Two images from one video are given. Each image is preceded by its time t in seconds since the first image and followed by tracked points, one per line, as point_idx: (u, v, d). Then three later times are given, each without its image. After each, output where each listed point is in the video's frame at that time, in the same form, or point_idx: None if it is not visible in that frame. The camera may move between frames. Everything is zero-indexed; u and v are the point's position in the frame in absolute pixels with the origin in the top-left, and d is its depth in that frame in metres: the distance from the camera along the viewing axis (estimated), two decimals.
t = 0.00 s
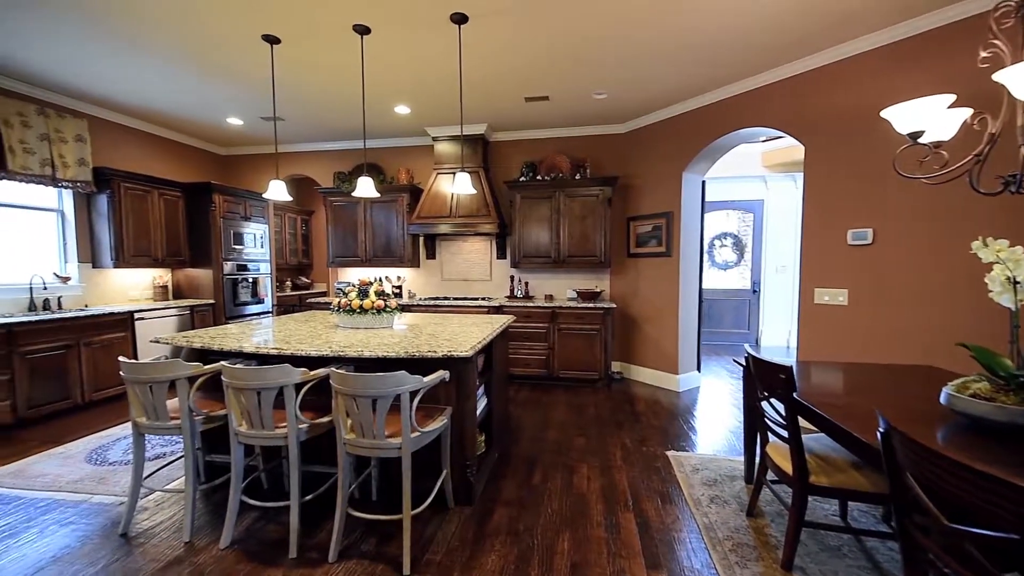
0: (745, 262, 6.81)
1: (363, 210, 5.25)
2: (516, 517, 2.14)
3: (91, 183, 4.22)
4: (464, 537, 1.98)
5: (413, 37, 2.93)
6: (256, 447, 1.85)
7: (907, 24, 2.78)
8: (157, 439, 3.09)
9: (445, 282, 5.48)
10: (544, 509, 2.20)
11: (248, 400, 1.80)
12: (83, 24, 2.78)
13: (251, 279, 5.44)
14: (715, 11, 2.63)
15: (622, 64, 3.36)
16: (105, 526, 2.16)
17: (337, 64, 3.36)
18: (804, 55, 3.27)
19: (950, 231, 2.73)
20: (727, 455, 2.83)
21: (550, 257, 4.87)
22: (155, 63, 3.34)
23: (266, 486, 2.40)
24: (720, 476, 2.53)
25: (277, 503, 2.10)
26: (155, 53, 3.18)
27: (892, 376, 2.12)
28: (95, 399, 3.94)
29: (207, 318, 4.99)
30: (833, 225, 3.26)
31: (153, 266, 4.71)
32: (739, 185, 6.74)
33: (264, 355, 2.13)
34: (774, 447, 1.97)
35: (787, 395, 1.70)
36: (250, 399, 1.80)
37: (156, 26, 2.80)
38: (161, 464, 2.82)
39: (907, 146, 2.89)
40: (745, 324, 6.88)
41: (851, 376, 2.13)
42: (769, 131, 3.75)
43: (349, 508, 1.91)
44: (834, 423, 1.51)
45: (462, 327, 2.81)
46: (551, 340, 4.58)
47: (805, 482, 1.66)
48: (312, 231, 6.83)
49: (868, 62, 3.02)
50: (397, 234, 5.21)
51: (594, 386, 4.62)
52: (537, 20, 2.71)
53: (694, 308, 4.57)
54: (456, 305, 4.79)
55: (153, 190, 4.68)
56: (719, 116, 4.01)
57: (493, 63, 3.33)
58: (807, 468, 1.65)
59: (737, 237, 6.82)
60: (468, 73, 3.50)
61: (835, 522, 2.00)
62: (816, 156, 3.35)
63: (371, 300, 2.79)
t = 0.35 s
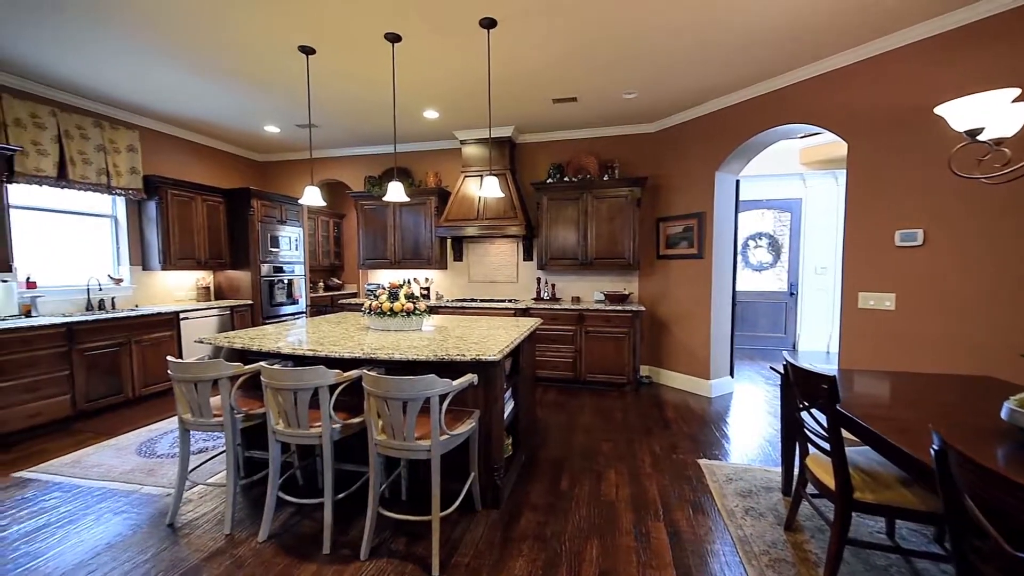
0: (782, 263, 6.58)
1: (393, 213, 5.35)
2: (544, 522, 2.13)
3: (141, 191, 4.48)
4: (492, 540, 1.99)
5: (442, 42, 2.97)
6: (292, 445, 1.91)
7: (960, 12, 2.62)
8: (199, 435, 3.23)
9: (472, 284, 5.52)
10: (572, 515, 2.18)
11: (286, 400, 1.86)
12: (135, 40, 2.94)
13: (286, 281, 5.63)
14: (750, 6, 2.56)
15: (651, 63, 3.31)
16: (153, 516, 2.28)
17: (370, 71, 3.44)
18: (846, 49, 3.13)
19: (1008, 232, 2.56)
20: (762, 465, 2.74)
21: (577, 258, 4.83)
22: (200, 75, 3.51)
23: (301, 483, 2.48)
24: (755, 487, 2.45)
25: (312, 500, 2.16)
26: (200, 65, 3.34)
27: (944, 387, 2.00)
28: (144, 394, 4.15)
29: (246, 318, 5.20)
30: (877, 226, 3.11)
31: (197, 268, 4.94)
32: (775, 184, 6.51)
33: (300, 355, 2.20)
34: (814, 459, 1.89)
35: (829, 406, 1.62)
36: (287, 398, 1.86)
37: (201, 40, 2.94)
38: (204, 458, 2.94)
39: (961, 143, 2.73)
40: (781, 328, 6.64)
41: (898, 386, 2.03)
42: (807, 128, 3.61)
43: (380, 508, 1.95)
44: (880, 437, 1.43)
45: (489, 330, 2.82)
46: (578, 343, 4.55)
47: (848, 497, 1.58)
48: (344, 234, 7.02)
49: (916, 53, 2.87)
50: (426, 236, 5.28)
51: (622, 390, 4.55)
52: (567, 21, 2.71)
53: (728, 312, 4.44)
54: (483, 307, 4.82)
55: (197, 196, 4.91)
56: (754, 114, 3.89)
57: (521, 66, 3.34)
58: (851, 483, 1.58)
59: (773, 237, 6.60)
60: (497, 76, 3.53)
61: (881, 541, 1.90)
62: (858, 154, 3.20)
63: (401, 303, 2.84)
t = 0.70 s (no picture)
0: (821, 264, 6.32)
1: (421, 215, 5.43)
2: (572, 527, 2.11)
3: (185, 197, 4.71)
4: (519, 543, 1.98)
5: (471, 47, 2.99)
6: (325, 444, 1.96)
7: None
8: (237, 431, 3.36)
9: (498, 285, 5.54)
10: (600, 522, 2.16)
11: (319, 400, 1.91)
12: (183, 54, 3.09)
13: (319, 282, 5.80)
14: None
15: (683, 61, 3.24)
16: (196, 508, 2.38)
17: (401, 78, 3.51)
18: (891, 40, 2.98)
19: None
20: (800, 477, 2.63)
21: (605, 260, 4.78)
22: (241, 85, 3.66)
23: (334, 480, 2.53)
24: (793, 499, 2.35)
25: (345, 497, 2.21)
26: (241, 76, 3.48)
27: (1003, 399, 1.87)
28: (188, 389, 4.35)
29: (281, 318, 5.38)
30: (927, 226, 2.95)
31: (236, 270, 5.14)
32: (815, 181, 6.25)
33: (333, 356, 2.25)
34: (857, 473, 1.80)
35: (874, 418, 1.54)
36: (321, 398, 1.91)
37: (243, 52, 3.06)
38: (243, 453, 3.06)
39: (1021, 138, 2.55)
40: (820, 332, 6.37)
41: (950, 397, 1.91)
42: (850, 124, 3.46)
43: (409, 508, 1.97)
44: (930, 452, 1.35)
45: (517, 333, 2.82)
46: (605, 346, 4.49)
47: (896, 514, 1.50)
48: (374, 236, 7.17)
49: (970, 43, 2.70)
50: (453, 238, 5.34)
51: (651, 394, 4.47)
52: (597, 23, 2.69)
53: (762, 316, 4.30)
54: (509, 309, 4.83)
55: (237, 201, 5.12)
56: (791, 111, 3.75)
57: (550, 68, 3.33)
58: (898, 500, 1.50)
59: (811, 237, 6.34)
60: (526, 79, 3.53)
61: (931, 561, 1.80)
62: (906, 151, 3.04)
63: (430, 305, 2.87)
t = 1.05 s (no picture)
0: (864, 265, 6.03)
1: (448, 217, 5.48)
2: (599, 533, 2.09)
3: (225, 202, 4.92)
4: (546, 548, 1.97)
5: (498, 50, 3.01)
6: (356, 443, 2.00)
7: None
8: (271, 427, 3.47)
9: (524, 287, 5.54)
10: (628, 529, 2.12)
11: (350, 400, 1.96)
12: (224, 67, 3.25)
13: (349, 283, 5.95)
14: None
15: (714, 58, 3.16)
16: (234, 501, 2.48)
17: (429, 83, 3.56)
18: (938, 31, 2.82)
19: None
20: (841, 490, 2.51)
21: (632, 261, 4.71)
22: (277, 94, 3.79)
23: (364, 478, 2.59)
24: (833, 513, 2.25)
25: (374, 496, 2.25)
26: (276, 86, 3.61)
27: None
28: (227, 385, 4.53)
29: (314, 318, 5.54)
30: (980, 226, 2.77)
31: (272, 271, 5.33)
32: (857, 178, 5.97)
33: (363, 358, 2.30)
34: (903, 489, 1.71)
35: (924, 433, 1.46)
36: (351, 399, 1.96)
37: (279, 62, 3.18)
38: (277, 449, 3.17)
39: None
40: (863, 337, 6.09)
41: (1009, 410, 1.78)
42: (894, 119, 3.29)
43: (437, 508, 1.99)
44: (985, 470, 1.27)
45: (543, 336, 2.80)
46: (633, 349, 4.42)
47: (948, 535, 1.42)
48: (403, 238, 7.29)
49: None
50: (479, 239, 5.37)
51: (680, 399, 4.37)
52: (624, 22, 2.66)
53: (799, 320, 4.14)
54: (535, 310, 4.82)
55: (273, 205, 5.31)
56: (830, 107, 3.60)
57: (577, 69, 3.32)
58: (950, 519, 1.42)
59: (853, 237, 6.06)
60: (553, 80, 3.52)
61: None
62: (956, 146, 2.87)
63: (456, 308, 2.89)
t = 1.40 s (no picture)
0: (911, 266, 5.71)
1: (475, 219, 5.52)
2: (627, 541, 2.05)
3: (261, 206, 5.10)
4: (573, 554, 1.95)
5: (523, 53, 3.00)
6: (384, 442, 2.04)
7: None
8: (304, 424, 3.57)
9: (551, 288, 5.52)
10: (657, 538, 2.07)
11: (378, 401, 1.99)
12: (259, 78, 3.37)
13: (378, 284, 6.06)
14: None
15: (746, 54, 3.06)
16: (269, 495, 2.56)
17: (456, 87, 3.59)
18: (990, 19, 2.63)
19: None
20: (886, 504, 2.38)
21: (661, 263, 4.61)
22: (309, 102, 3.91)
23: (392, 477, 2.62)
24: (877, 528, 2.14)
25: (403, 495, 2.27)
26: (309, 94, 3.72)
27: None
28: (263, 382, 4.70)
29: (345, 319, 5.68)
30: None
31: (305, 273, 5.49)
32: (904, 175, 5.67)
33: (390, 359, 2.34)
34: (957, 506, 1.61)
35: (980, 448, 1.36)
36: (380, 399, 1.99)
37: (311, 71, 3.27)
38: (310, 446, 3.25)
39: None
40: (910, 342, 5.78)
41: None
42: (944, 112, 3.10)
43: (463, 509, 2.00)
44: None
45: (569, 339, 2.77)
46: (662, 353, 4.33)
47: (1007, 558, 1.32)
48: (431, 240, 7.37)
49: None
50: (505, 241, 5.38)
51: (712, 404, 4.25)
52: (651, 21, 2.61)
53: (839, 325, 3.95)
54: (561, 313, 4.79)
55: (307, 209, 5.48)
56: (872, 101, 3.43)
57: (604, 69, 3.28)
58: (1009, 541, 1.33)
59: (899, 237, 5.75)
60: (579, 81, 3.50)
61: None
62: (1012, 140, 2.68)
63: (482, 310, 2.90)
